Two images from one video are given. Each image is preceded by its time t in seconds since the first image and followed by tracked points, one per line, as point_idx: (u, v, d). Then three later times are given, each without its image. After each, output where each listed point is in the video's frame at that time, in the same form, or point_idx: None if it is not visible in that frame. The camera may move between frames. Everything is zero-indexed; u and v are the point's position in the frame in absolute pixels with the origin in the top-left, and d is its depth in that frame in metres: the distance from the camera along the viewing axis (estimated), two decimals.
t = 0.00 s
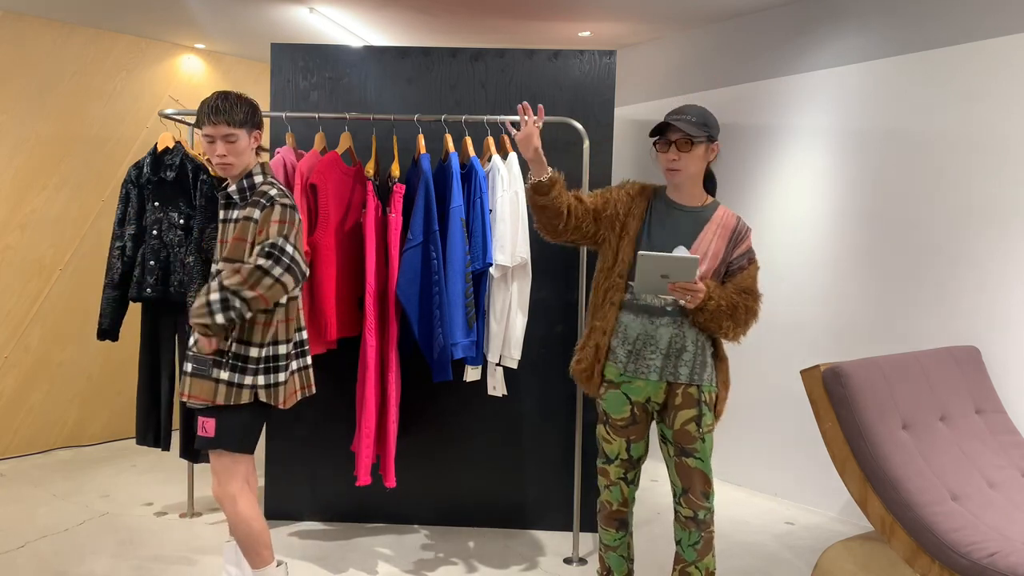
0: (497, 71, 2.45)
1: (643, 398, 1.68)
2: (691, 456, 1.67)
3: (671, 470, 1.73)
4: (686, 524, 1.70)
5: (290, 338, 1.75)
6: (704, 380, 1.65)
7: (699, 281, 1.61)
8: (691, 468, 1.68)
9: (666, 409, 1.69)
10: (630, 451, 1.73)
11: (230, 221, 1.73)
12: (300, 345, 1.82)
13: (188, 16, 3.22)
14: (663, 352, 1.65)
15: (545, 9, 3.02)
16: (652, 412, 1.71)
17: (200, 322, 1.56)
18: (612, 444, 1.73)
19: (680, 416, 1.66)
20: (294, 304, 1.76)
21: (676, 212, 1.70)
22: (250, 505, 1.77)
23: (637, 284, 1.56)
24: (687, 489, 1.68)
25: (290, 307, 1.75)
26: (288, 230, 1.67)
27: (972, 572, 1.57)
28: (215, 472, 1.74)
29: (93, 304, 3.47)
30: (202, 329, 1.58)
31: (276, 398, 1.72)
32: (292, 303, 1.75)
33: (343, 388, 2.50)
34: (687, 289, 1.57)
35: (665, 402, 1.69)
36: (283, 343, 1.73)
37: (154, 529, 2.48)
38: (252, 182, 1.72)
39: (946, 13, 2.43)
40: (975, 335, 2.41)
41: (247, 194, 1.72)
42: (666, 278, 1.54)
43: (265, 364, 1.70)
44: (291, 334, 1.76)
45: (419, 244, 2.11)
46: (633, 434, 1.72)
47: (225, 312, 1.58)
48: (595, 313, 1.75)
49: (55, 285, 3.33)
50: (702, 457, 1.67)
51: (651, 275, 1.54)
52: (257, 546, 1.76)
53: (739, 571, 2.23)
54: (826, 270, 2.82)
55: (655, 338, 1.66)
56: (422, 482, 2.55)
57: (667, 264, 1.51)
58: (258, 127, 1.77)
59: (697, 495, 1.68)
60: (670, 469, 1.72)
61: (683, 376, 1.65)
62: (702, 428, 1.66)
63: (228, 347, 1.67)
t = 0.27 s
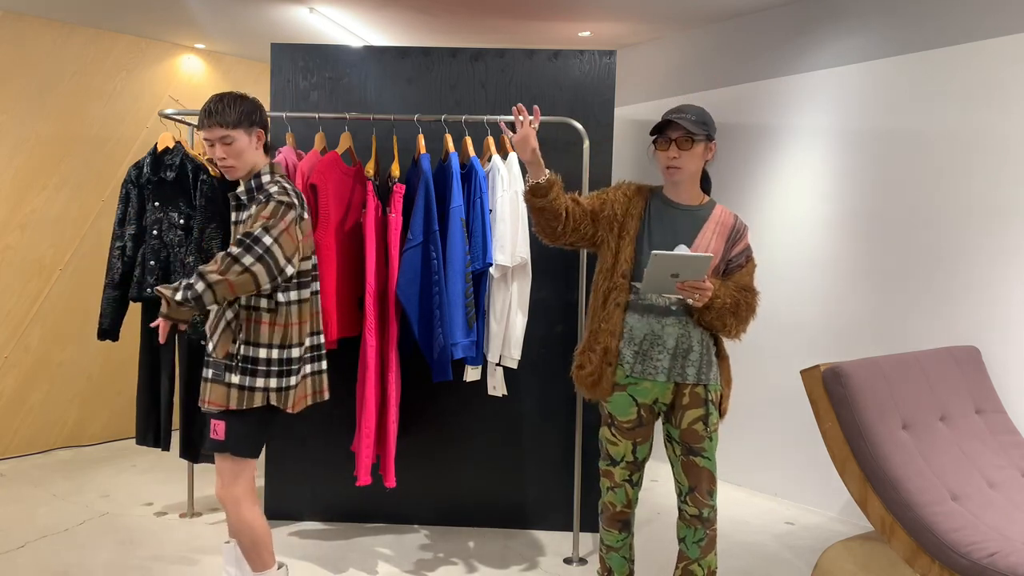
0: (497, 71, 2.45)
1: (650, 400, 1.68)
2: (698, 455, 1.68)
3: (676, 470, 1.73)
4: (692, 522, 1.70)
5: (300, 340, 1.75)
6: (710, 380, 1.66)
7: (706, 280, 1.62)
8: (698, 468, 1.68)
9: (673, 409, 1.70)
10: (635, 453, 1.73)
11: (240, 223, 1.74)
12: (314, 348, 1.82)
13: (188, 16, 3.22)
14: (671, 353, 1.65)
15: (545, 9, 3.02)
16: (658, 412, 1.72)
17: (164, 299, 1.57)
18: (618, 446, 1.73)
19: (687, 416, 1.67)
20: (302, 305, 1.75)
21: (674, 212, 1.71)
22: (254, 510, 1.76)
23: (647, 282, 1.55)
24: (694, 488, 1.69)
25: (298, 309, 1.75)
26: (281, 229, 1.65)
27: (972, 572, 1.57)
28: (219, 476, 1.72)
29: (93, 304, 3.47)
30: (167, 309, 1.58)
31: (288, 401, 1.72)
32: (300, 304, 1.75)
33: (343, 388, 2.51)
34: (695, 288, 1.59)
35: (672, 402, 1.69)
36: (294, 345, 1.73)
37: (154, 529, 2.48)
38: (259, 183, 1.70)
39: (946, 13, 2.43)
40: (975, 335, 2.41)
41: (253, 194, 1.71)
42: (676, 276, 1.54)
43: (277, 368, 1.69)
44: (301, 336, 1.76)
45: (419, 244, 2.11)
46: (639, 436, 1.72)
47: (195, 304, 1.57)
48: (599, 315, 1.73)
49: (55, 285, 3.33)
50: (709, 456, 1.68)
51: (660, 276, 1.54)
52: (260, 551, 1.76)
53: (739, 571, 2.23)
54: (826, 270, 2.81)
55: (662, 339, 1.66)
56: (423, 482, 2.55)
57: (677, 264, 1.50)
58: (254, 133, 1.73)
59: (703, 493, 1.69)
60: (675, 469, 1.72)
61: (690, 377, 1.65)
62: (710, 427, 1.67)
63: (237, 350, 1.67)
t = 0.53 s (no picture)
0: (497, 71, 2.45)
1: (651, 399, 1.68)
2: (698, 455, 1.68)
3: (677, 469, 1.73)
4: (692, 522, 1.70)
5: (308, 344, 1.70)
6: (711, 380, 1.66)
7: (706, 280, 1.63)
8: (698, 468, 1.68)
9: (673, 409, 1.70)
10: (635, 453, 1.73)
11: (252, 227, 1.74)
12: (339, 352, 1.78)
13: (188, 16, 3.22)
14: (671, 352, 1.65)
15: (545, 9, 3.02)
16: (659, 412, 1.72)
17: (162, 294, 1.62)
18: (618, 445, 1.73)
19: (687, 416, 1.67)
20: (309, 308, 1.71)
21: (675, 212, 1.71)
22: (263, 513, 1.76)
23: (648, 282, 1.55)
24: (694, 487, 1.69)
25: (305, 313, 1.71)
26: (269, 233, 1.59)
27: (972, 572, 1.57)
28: (231, 477, 1.72)
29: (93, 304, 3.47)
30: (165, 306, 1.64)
31: (298, 406, 1.69)
32: (305, 307, 1.71)
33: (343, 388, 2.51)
34: (695, 288, 1.59)
35: (672, 402, 1.69)
36: (301, 349, 1.69)
37: (154, 529, 2.48)
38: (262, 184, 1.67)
39: (946, 13, 2.43)
40: (975, 335, 2.41)
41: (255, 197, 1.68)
42: (677, 277, 1.54)
43: (284, 371, 1.67)
44: (310, 340, 1.71)
45: (419, 244, 2.11)
46: (639, 436, 1.72)
47: (188, 308, 1.59)
48: (600, 316, 1.72)
49: (55, 285, 3.33)
50: (709, 456, 1.68)
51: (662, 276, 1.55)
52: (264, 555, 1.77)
53: (739, 571, 2.23)
54: (826, 270, 2.81)
55: (662, 339, 1.66)
56: (423, 482, 2.55)
57: (681, 265, 1.51)
58: (246, 137, 1.69)
59: (703, 493, 1.69)
60: (676, 468, 1.72)
61: (691, 376, 1.65)
62: (710, 427, 1.67)
63: (239, 353, 1.65)
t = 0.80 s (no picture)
0: (497, 70, 2.45)
1: (650, 399, 1.68)
2: (697, 456, 1.67)
3: (677, 470, 1.73)
4: (691, 523, 1.69)
5: (291, 348, 1.64)
6: (711, 381, 1.65)
7: (704, 281, 1.61)
8: (697, 469, 1.68)
9: (673, 409, 1.69)
10: (635, 453, 1.73)
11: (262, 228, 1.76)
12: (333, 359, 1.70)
13: (188, 16, 3.22)
14: (670, 352, 1.65)
15: (545, 10, 3.02)
16: (659, 412, 1.72)
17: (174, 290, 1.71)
18: (617, 445, 1.74)
19: (686, 416, 1.66)
20: (294, 311, 1.64)
21: (675, 212, 1.71)
22: (262, 515, 1.73)
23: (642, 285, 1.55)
24: (693, 488, 1.68)
25: (290, 316, 1.65)
26: (246, 232, 1.57)
27: (972, 572, 1.57)
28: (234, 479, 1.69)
29: (93, 304, 3.47)
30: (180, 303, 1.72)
31: (280, 412, 1.63)
32: (290, 310, 1.64)
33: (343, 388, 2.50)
34: (692, 291, 1.58)
35: (672, 402, 1.69)
36: (282, 353, 1.63)
37: (154, 528, 2.48)
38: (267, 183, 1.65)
39: (946, 13, 2.43)
40: (975, 335, 2.40)
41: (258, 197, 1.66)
42: (671, 281, 1.52)
43: (263, 375, 1.62)
44: (295, 344, 1.64)
45: (419, 244, 2.11)
46: (638, 436, 1.72)
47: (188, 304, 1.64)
48: (603, 318, 1.75)
49: (55, 285, 3.33)
50: (708, 457, 1.67)
51: (656, 279, 1.53)
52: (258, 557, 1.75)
53: (738, 571, 2.23)
54: (827, 271, 2.81)
55: (661, 339, 1.66)
56: (423, 482, 2.55)
57: (671, 269, 1.50)
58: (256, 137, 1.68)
59: (702, 494, 1.68)
60: (676, 468, 1.72)
61: (690, 377, 1.65)
62: (709, 428, 1.66)
63: (231, 354, 1.65)
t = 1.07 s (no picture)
0: (497, 70, 2.45)
1: (654, 400, 1.69)
2: (700, 457, 1.67)
3: (681, 471, 1.73)
4: (694, 524, 1.69)
5: (286, 354, 1.62)
6: (715, 383, 1.65)
7: (703, 280, 1.60)
8: (701, 470, 1.67)
9: (677, 410, 1.70)
10: (638, 454, 1.73)
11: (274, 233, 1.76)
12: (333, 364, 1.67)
13: (188, 16, 3.22)
14: (674, 354, 1.66)
15: (545, 9, 3.02)
16: (663, 414, 1.72)
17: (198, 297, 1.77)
18: (620, 446, 1.74)
19: (691, 417, 1.67)
20: (288, 315, 1.62)
21: (676, 212, 1.71)
22: (260, 514, 1.72)
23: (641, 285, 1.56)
24: (697, 489, 1.68)
25: (284, 321, 1.62)
26: (238, 241, 1.56)
27: (972, 572, 1.57)
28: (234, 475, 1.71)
29: (93, 304, 3.47)
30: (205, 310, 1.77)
31: (281, 418, 1.63)
32: (286, 315, 1.62)
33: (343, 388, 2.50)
34: (690, 289, 1.57)
35: (676, 403, 1.69)
36: (278, 358, 1.62)
37: (154, 528, 2.48)
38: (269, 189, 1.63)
39: (946, 13, 2.43)
40: (975, 335, 2.40)
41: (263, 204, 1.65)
42: (668, 278, 1.53)
43: (263, 381, 1.62)
44: (289, 349, 1.62)
45: (419, 244, 2.11)
46: (641, 437, 1.72)
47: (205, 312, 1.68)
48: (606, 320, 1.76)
49: (55, 285, 3.33)
50: (712, 458, 1.66)
51: (652, 278, 1.54)
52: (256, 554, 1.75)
53: (738, 571, 2.23)
54: (827, 271, 2.81)
55: (665, 341, 1.66)
56: (423, 482, 2.55)
57: (668, 268, 1.50)
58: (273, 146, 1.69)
59: (706, 495, 1.68)
60: (679, 470, 1.72)
61: (694, 379, 1.65)
62: (713, 429, 1.66)
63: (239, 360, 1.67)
